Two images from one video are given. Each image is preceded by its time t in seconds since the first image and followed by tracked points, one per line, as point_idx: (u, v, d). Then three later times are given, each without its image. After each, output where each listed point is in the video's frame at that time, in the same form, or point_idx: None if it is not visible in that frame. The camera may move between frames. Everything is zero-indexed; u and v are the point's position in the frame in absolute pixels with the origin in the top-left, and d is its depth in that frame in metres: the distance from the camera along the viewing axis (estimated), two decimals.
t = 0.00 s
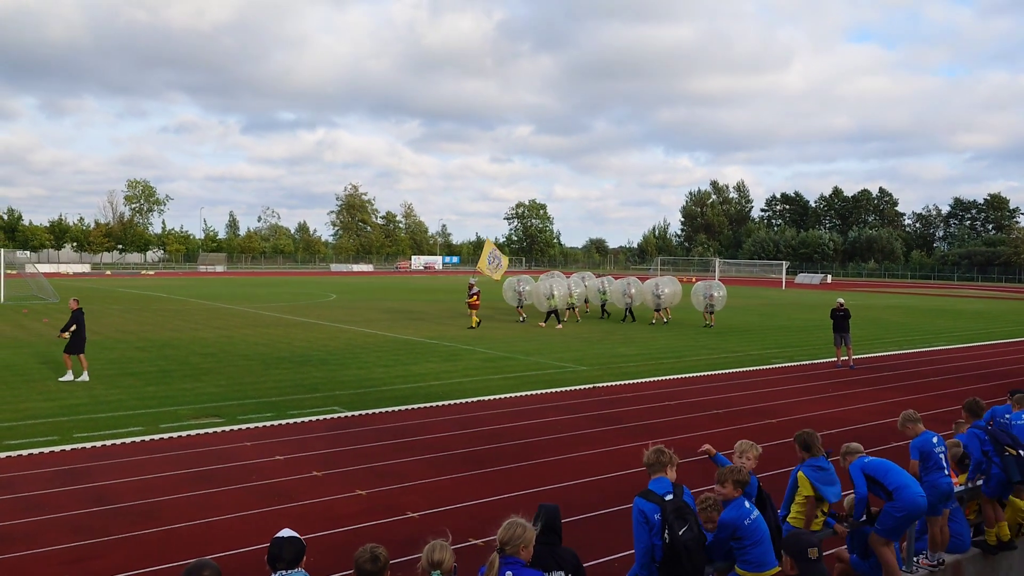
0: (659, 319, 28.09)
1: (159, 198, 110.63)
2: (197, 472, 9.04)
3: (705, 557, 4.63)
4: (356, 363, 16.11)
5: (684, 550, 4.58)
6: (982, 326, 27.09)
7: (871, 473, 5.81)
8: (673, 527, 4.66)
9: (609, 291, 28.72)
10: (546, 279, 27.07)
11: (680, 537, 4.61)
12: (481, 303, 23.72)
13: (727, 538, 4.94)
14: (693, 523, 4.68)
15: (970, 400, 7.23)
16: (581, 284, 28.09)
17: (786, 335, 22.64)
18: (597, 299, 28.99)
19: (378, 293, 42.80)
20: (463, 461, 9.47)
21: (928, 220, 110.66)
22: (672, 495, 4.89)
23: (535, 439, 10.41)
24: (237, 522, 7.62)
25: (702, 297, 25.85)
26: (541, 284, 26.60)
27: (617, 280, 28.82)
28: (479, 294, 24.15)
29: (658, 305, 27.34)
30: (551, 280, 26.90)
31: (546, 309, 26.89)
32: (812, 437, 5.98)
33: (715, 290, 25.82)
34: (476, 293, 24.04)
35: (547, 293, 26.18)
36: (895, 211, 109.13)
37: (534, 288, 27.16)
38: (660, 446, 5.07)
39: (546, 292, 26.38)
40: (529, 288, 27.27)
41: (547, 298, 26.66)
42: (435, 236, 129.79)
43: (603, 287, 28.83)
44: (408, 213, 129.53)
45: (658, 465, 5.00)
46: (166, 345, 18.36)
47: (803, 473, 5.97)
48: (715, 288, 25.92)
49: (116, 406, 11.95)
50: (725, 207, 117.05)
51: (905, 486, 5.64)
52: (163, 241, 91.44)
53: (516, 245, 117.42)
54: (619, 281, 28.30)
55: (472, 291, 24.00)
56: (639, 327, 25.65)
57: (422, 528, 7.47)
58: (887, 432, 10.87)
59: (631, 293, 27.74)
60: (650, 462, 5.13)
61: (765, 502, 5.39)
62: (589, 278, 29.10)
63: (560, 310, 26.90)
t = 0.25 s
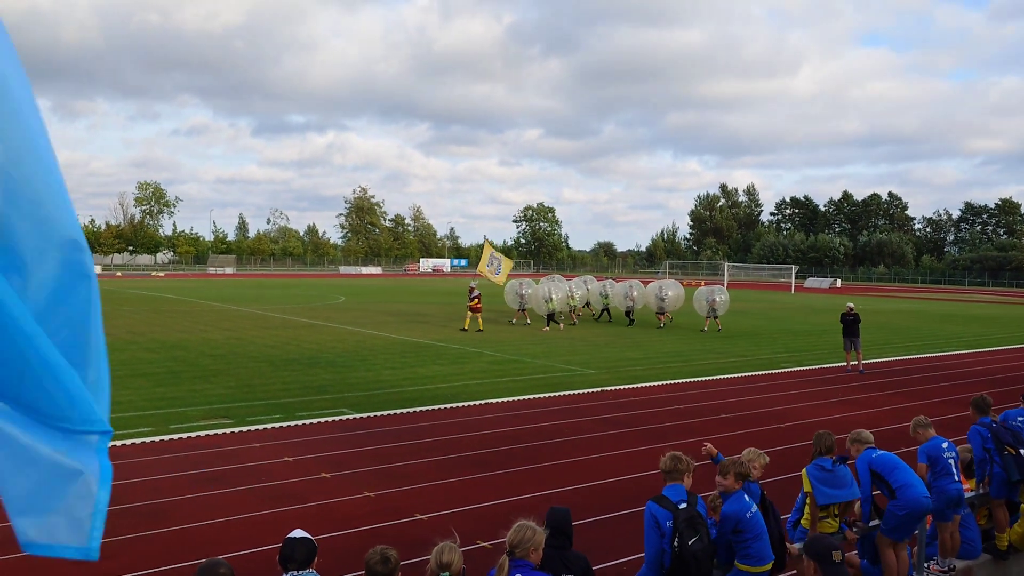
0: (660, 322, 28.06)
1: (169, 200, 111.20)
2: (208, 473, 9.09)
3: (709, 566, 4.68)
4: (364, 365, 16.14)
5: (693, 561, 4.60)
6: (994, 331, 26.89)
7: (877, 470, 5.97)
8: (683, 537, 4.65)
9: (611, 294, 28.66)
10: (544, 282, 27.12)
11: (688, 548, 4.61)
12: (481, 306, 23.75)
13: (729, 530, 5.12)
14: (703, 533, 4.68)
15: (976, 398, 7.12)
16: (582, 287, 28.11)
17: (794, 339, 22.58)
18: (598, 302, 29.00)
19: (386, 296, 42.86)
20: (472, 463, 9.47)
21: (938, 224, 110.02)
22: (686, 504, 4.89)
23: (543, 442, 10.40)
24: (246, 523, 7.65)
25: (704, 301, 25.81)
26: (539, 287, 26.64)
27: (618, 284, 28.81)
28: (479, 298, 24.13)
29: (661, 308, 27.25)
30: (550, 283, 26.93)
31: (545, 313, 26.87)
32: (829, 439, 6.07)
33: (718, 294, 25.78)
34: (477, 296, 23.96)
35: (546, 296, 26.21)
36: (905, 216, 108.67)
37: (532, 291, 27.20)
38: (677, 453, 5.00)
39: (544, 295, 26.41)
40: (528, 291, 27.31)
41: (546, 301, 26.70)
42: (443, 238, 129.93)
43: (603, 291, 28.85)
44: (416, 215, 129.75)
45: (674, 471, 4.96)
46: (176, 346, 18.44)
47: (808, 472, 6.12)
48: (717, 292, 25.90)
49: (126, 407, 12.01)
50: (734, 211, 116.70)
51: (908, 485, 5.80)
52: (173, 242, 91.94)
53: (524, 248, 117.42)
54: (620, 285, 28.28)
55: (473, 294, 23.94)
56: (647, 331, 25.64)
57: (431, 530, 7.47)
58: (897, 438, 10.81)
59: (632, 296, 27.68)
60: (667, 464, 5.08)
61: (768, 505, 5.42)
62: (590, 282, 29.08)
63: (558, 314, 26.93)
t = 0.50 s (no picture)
0: (666, 323, 27.98)
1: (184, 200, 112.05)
2: (222, 470, 9.16)
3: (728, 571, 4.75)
4: (377, 364, 16.19)
5: (717, 566, 4.67)
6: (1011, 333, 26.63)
7: (891, 465, 5.98)
8: (707, 541, 4.70)
9: (616, 295, 28.64)
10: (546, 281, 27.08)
11: (714, 553, 4.66)
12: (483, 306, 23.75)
13: (735, 523, 5.12)
14: (725, 538, 4.75)
15: (987, 394, 6.95)
16: (585, 287, 28.08)
17: (808, 340, 22.45)
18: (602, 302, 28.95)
19: (398, 296, 42.96)
20: (484, 463, 9.50)
21: (954, 225, 109.08)
22: (705, 507, 4.90)
23: (555, 441, 10.40)
24: (260, 520, 7.70)
25: (709, 301, 25.70)
26: (542, 286, 26.58)
27: (622, 284, 28.76)
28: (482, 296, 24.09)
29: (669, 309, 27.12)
30: (553, 282, 26.90)
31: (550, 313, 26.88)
32: (845, 438, 5.93)
33: (723, 295, 25.70)
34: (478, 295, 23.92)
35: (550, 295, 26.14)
36: (920, 216, 107.77)
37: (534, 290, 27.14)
38: (692, 455, 4.96)
39: (547, 293, 26.35)
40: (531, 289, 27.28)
41: (549, 300, 26.63)
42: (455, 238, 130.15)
43: (607, 291, 28.79)
44: (428, 215, 130.02)
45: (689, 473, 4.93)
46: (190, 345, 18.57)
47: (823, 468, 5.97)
48: (723, 292, 25.81)
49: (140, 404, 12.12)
50: (748, 211, 116.17)
51: (919, 484, 5.81)
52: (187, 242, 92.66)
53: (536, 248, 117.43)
54: (625, 285, 28.21)
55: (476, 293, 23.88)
56: (659, 331, 25.57)
57: (444, 529, 7.49)
58: (911, 440, 10.73)
59: (637, 297, 27.64)
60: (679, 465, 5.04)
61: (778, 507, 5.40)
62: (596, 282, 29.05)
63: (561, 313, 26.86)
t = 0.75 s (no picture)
0: (672, 321, 27.87)
1: (195, 197, 112.55)
2: (233, 466, 9.20)
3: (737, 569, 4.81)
4: (387, 362, 16.23)
5: (727, 564, 4.71)
6: None
7: (899, 463, 5.96)
8: (719, 540, 4.74)
9: (619, 292, 28.61)
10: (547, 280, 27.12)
11: (725, 551, 4.71)
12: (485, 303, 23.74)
13: (744, 515, 5.11)
14: (736, 537, 4.79)
15: (998, 392, 6.87)
16: (588, 285, 28.06)
17: (819, 339, 22.34)
18: (604, 300, 28.98)
19: (409, 293, 43.07)
20: (494, 460, 9.51)
21: (967, 223, 108.21)
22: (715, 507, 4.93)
23: (565, 439, 10.40)
24: (270, 516, 7.74)
25: (714, 300, 25.62)
26: (543, 285, 26.62)
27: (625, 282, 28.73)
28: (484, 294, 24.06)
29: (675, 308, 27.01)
30: (554, 281, 26.91)
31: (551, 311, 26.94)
32: (853, 435, 5.83)
33: (728, 293, 25.60)
34: (480, 294, 23.87)
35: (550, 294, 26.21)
36: (932, 215, 106.98)
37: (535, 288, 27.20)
38: (691, 455, 4.91)
39: (548, 292, 26.41)
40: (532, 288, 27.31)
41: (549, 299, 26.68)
42: (465, 236, 130.20)
43: (610, 289, 28.78)
44: (438, 213, 130.12)
45: (693, 472, 4.89)
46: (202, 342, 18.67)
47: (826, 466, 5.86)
48: (728, 291, 25.69)
49: (152, 400, 12.20)
50: (758, 209, 115.72)
51: (926, 485, 5.82)
52: (199, 239, 93.18)
53: (546, 246, 117.39)
54: (628, 284, 28.15)
55: (478, 292, 23.82)
56: (670, 329, 25.51)
57: (453, 527, 7.50)
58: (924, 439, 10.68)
59: (639, 295, 27.57)
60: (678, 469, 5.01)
61: (788, 509, 5.36)
62: (600, 279, 29.04)
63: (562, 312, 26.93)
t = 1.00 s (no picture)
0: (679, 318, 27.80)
1: (206, 195, 113.06)
2: (245, 463, 9.26)
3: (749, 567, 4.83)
4: (398, 359, 16.29)
5: (740, 562, 4.73)
6: None
7: (911, 460, 5.96)
8: (731, 539, 4.76)
9: (622, 289, 28.51)
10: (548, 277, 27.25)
11: (738, 550, 4.72)
12: (488, 300, 23.74)
13: (755, 509, 5.11)
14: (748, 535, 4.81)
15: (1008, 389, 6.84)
16: (593, 282, 28.06)
17: (832, 336, 22.22)
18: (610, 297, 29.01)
19: (420, 290, 43.18)
20: (503, 457, 9.53)
21: (981, 220, 107.29)
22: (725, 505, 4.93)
23: (574, 437, 10.40)
24: (281, 512, 7.78)
25: (719, 297, 25.54)
26: (545, 282, 26.73)
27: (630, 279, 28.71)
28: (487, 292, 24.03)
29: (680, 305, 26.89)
30: (556, 277, 27.01)
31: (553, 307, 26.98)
32: (864, 434, 5.76)
33: (735, 290, 25.47)
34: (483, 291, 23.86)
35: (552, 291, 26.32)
36: (946, 211, 106.12)
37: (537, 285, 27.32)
38: (700, 455, 4.89)
39: (550, 289, 26.50)
40: (536, 285, 27.38)
41: (552, 296, 26.78)
42: (475, 233, 130.31)
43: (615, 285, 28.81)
44: (449, 210, 130.24)
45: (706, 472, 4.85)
46: (214, 339, 18.78)
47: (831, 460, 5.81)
48: (734, 288, 25.58)
49: (164, 397, 12.28)
50: (770, 206, 115.20)
51: (935, 480, 5.83)
52: (211, 236, 93.59)
53: (557, 243, 117.31)
54: (633, 280, 28.16)
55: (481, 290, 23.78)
56: (681, 327, 25.45)
57: (463, 524, 7.52)
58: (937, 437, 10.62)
59: (643, 292, 27.56)
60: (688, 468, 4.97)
61: (799, 499, 5.28)
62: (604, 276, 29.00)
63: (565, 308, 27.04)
